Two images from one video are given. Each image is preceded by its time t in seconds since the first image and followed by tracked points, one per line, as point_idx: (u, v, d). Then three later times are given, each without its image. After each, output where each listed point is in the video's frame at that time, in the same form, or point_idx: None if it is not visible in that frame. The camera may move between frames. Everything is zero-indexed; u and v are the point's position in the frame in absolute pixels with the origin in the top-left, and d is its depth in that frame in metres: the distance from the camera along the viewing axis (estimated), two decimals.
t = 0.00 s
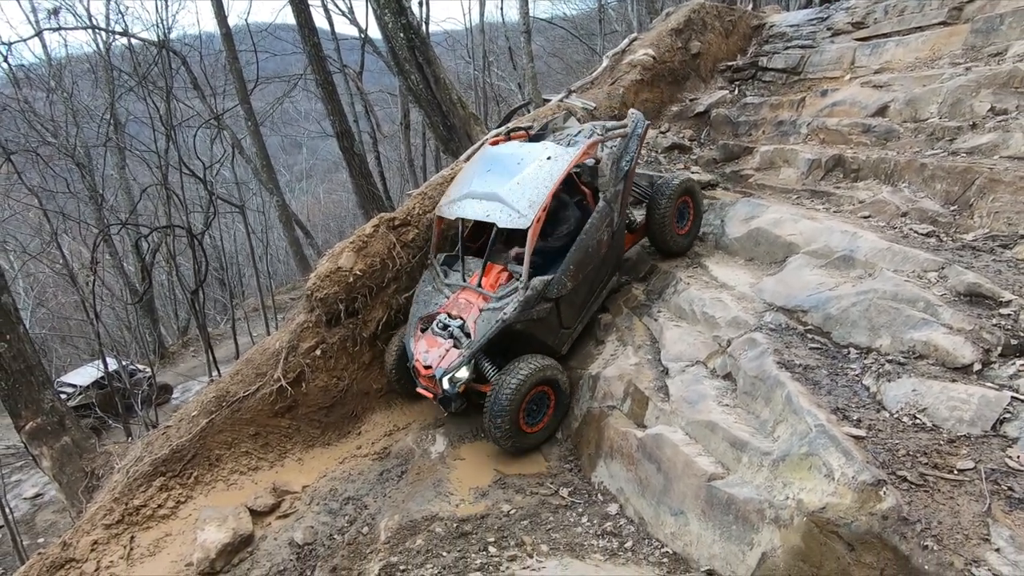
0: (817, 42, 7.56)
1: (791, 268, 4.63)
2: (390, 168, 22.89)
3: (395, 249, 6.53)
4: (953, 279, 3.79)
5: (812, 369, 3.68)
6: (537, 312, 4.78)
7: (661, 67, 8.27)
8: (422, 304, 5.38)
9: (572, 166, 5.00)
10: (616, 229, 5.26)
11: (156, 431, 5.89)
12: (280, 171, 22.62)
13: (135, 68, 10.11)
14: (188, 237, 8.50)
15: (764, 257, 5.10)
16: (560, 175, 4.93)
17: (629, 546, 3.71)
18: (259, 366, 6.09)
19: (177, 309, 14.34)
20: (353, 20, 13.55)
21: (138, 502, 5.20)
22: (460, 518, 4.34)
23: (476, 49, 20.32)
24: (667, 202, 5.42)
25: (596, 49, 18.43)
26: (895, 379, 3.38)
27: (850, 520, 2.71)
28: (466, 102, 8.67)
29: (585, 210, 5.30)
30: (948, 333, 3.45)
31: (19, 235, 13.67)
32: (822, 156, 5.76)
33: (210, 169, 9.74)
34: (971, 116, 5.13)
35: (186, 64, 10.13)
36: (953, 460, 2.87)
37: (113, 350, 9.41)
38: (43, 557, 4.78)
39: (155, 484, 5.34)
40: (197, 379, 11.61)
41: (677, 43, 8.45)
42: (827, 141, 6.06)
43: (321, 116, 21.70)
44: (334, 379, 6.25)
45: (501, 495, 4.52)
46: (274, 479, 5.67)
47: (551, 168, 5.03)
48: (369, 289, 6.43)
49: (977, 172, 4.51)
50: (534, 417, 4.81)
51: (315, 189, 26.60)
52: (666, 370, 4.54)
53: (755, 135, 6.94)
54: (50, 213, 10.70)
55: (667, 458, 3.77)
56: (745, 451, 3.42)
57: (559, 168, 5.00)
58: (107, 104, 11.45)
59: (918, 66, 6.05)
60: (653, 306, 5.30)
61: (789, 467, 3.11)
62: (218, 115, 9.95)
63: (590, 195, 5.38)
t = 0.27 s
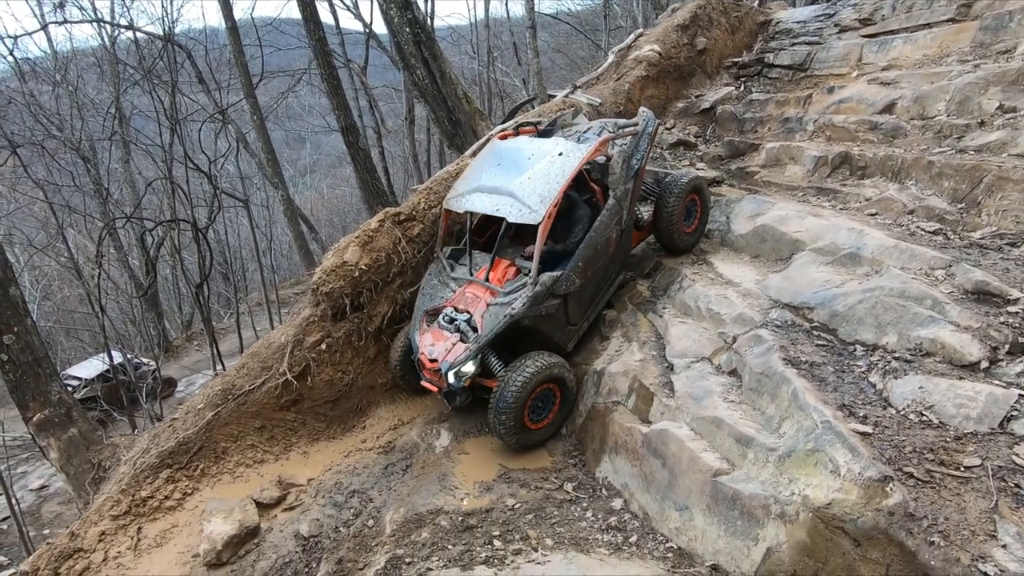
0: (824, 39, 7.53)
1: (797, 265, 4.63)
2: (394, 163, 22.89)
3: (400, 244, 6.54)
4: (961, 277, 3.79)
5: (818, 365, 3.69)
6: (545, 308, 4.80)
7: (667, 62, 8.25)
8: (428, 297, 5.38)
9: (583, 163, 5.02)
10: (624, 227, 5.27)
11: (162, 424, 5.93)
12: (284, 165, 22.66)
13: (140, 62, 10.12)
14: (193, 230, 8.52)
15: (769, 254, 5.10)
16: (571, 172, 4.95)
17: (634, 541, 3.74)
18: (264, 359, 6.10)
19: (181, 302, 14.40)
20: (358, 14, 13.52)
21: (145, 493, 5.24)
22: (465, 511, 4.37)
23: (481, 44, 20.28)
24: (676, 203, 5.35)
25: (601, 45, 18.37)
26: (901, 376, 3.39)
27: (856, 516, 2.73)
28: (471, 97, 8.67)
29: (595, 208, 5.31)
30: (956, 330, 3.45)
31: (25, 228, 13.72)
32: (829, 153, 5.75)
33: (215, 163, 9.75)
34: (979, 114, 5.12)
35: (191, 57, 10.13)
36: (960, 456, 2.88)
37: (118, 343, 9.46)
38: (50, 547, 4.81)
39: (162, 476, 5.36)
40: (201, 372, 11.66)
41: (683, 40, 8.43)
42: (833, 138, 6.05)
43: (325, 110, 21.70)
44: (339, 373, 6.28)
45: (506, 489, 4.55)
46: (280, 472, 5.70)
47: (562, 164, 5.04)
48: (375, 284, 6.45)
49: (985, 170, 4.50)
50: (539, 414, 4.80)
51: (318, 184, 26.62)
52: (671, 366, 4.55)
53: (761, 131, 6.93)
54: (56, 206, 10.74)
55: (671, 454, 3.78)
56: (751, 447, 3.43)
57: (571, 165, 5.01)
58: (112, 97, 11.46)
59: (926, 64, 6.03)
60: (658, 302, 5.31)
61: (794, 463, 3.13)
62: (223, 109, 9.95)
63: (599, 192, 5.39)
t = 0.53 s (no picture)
0: (833, 38, 7.50)
1: (804, 263, 4.64)
2: (400, 157, 22.91)
3: (407, 238, 6.57)
4: (969, 277, 3.80)
5: (824, 364, 3.70)
6: (546, 299, 4.79)
7: (675, 60, 8.23)
8: (431, 287, 5.42)
9: (587, 154, 5.04)
10: (629, 220, 5.26)
11: (170, 413, 5.99)
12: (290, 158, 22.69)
13: (149, 53, 10.14)
14: (200, 222, 8.56)
15: (776, 252, 5.11)
16: (575, 163, 4.97)
17: (638, 536, 3.77)
18: (270, 350, 6.15)
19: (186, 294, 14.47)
20: (366, 8, 13.51)
21: (152, 481, 5.30)
22: (469, 504, 4.40)
23: (488, 39, 20.24)
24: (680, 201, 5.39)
25: (609, 42, 18.32)
26: (908, 376, 3.40)
27: (861, 514, 2.74)
28: (479, 92, 8.67)
29: (599, 202, 5.30)
30: (964, 331, 3.45)
31: (32, 217, 13.79)
32: (837, 153, 5.75)
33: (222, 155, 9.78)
34: (990, 115, 5.10)
35: (200, 48, 10.14)
36: (967, 456, 2.90)
37: (123, 333, 9.52)
38: (59, 533, 4.89)
39: (168, 464, 5.43)
40: (205, 363, 11.72)
41: (692, 37, 8.41)
42: (842, 137, 6.04)
43: (332, 104, 21.72)
44: (344, 365, 6.32)
45: (510, 482, 4.57)
46: (285, 462, 5.74)
47: (567, 155, 5.06)
48: (381, 277, 6.48)
49: (996, 171, 4.49)
50: (541, 408, 4.83)
51: (323, 177, 26.66)
52: (676, 363, 4.56)
53: (768, 130, 6.91)
54: (64, 196, 10.79)
55: (676, 450, 3.80)
56: (756, 444, 3.45)
57: (575, 156, 5.04)
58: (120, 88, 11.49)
59: (936, 64, 6.01)
60: (664, 299, 5.32)
61: (800, 460, 3.14)
62: (231, 101, 9.97)
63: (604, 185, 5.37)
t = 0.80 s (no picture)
0: (844, 41, 7.49)
1: (811, 266, 4.65)
2: (406, 152, 22.93)
3: (414, 233, 6.59)
4: (977, 284, 3.80)
5: (829, 367, 3.71)
6: (548, 297, 4.77)
7: (685, 60, 8.23)
8: (433, 285, 5.49)
9: (592, 154, 5.04)
10: (632, 221, 5.26)
11: (175, 402, 6.01)
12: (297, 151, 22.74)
13: (159, 42, 10.15)
14: (207, 213, 8.60)
15: (783, 254, 5.11)
16: (580, 162, 4.97)
17: (638, 533, 3.79)
18: (276, 342, 6.17)
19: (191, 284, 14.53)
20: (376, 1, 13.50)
21: (157, 468, 5.34)
22: (472, 498, 4.43)
23: (496, 35, 20.22)
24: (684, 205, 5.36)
25: (618, 40, 18.28)
26: (913, 381, 3.41)
27: (864, 516, 2.76)
28: (487, 89, 8.68)
29: (603, 202, 5.30)
30: (970, 337, 3.46)
31: (41, 203, 13.87)
32: (845, 156, 5.74)
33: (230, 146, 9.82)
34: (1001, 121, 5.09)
35: (209, 39, 10.17)
36: (970, 461, 2.91)
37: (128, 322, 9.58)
38: (63, 518, 4.86)
39: (174, 452, 5.46)
40: (208, 353, 11.78)
41: (702, 37, 8.40)
42: (851, 141, 6.04)
43: (340, 97, 21.75)
44: (349, 358, 6.37)
45: (513, 478, 4.60)
46: (289, 453, 5.79)
47: (571, 154, 5.06)
48: (387, 271, 6.51)
49: (1005, 178, 4.48)
50: (540, 407, 4.88)
51: (329, 170, 26.70)
52: (681, 363, 4.58)
53: (777, 132, 6.90)
54: (72, 183, 10.85)
55: (679, 449, 3.83)
56: (759, 445, 3.47)
57: (579, 156, 5.04)
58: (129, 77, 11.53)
59: (947, 69, 5.99)
60: (669, 299, 5.34)
61: (804, 462, 3.16)
62: (240, 92, 9.99)
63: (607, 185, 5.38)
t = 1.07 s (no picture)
0: (854, 44, 7.45)
1: (819, 272, 4.62)
2: (413, 153, 22.97)
3: (421, 234, 6.60)
4: (988, 292, 3.78)
5: (838, 374, 3.69)
6: (545, 305, 4.76)
7: (693, 62, 8.20)
8: (428, 289, 5.47)
9: (592, 161, 5.03)
10: (632, 229, 5.25)
11: (182, 401, 6.04)
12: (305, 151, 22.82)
13: (169, 43, 10.21)
14: (216, 212, 8.64)
15: (791, 259, 5.09)
16: (580, 169, 4.96)
17: (644, 539, 3.79)
18: (283, 341, 6.19)
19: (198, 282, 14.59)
20: (384, 3, 13.52)
21: (165, 466, 5.38)
22: (477, 501, 4.43)
23: (504, 37, 20.23)
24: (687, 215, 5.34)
25: (626, 42, 18.26)
26: (924, 390, 3.40)
27: (872, 526, 2.75)
28: (495, 91, 8.68)
29: (603, 209, 5.29)
30: (981, 346, 3.44)
31: (51, 201, 13.97)
32: (855, 161, 5.72)
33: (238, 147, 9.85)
34: (1013, 127, 5.05)
35: (219, 40, 10.20)
36: (982, 472, 2.89)
37: (137, 320, 9.65)
38: (73, 515, 4.90)
39: (181, 451, 5.50)
40: (215, 351, 11.84)
41: (711, 40, 8.38)
42: (861, 145, 6.00)
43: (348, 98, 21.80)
44: (356, 359, 6.38)
45: (518, 481, 4.60)
46: (295, 453, 5.81)
47: (572, 160, 5.06)
48: (394, 273, 6.52)
49: (1017, 185, 4.45)
50: (536, 415, 4.82)
51: (336, 170, 26.78)
52: (688, 368, 4.56)
53: (785, 136, 6.87)
54: (83, 182, 10.92)
55: (686, 455, 3.81)
56: (767, 452, 3.45)
57: (580, 162, 5.03)
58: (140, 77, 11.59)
59: (959, 73, 5.95)
60: (676, 303, 5.33)
61: (812, 470, 3.15)
62: (249, 93, 10.03)
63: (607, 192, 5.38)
